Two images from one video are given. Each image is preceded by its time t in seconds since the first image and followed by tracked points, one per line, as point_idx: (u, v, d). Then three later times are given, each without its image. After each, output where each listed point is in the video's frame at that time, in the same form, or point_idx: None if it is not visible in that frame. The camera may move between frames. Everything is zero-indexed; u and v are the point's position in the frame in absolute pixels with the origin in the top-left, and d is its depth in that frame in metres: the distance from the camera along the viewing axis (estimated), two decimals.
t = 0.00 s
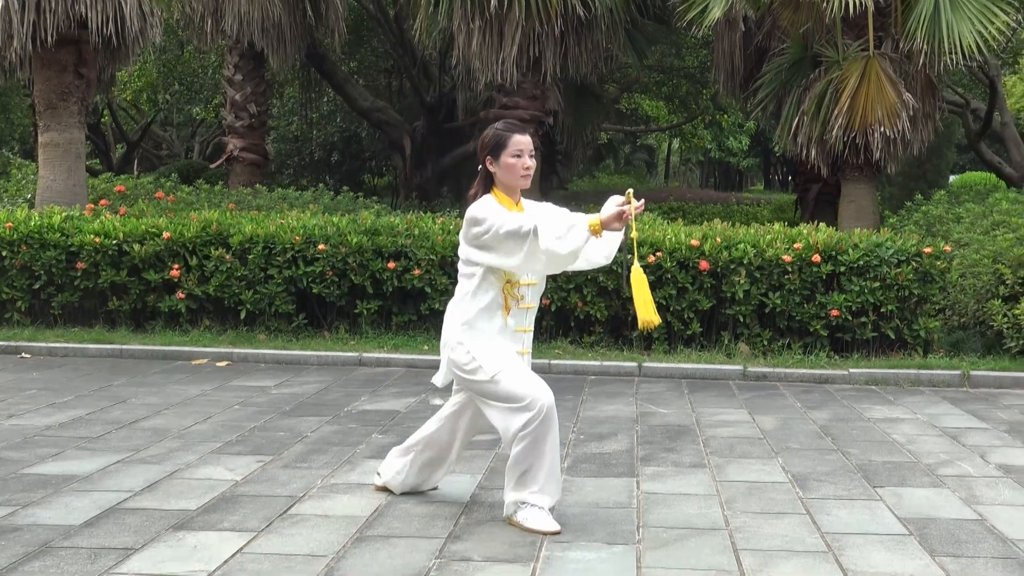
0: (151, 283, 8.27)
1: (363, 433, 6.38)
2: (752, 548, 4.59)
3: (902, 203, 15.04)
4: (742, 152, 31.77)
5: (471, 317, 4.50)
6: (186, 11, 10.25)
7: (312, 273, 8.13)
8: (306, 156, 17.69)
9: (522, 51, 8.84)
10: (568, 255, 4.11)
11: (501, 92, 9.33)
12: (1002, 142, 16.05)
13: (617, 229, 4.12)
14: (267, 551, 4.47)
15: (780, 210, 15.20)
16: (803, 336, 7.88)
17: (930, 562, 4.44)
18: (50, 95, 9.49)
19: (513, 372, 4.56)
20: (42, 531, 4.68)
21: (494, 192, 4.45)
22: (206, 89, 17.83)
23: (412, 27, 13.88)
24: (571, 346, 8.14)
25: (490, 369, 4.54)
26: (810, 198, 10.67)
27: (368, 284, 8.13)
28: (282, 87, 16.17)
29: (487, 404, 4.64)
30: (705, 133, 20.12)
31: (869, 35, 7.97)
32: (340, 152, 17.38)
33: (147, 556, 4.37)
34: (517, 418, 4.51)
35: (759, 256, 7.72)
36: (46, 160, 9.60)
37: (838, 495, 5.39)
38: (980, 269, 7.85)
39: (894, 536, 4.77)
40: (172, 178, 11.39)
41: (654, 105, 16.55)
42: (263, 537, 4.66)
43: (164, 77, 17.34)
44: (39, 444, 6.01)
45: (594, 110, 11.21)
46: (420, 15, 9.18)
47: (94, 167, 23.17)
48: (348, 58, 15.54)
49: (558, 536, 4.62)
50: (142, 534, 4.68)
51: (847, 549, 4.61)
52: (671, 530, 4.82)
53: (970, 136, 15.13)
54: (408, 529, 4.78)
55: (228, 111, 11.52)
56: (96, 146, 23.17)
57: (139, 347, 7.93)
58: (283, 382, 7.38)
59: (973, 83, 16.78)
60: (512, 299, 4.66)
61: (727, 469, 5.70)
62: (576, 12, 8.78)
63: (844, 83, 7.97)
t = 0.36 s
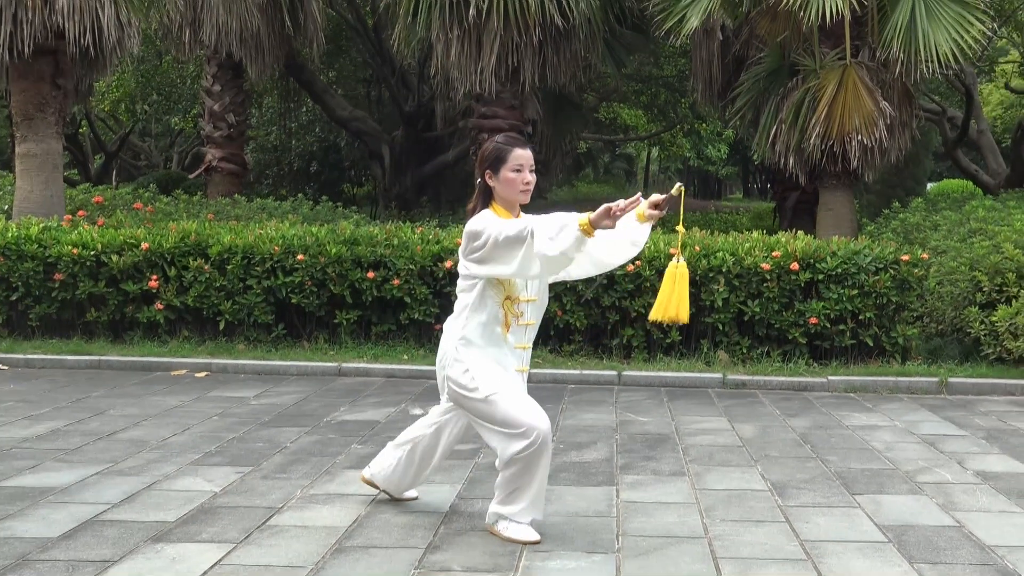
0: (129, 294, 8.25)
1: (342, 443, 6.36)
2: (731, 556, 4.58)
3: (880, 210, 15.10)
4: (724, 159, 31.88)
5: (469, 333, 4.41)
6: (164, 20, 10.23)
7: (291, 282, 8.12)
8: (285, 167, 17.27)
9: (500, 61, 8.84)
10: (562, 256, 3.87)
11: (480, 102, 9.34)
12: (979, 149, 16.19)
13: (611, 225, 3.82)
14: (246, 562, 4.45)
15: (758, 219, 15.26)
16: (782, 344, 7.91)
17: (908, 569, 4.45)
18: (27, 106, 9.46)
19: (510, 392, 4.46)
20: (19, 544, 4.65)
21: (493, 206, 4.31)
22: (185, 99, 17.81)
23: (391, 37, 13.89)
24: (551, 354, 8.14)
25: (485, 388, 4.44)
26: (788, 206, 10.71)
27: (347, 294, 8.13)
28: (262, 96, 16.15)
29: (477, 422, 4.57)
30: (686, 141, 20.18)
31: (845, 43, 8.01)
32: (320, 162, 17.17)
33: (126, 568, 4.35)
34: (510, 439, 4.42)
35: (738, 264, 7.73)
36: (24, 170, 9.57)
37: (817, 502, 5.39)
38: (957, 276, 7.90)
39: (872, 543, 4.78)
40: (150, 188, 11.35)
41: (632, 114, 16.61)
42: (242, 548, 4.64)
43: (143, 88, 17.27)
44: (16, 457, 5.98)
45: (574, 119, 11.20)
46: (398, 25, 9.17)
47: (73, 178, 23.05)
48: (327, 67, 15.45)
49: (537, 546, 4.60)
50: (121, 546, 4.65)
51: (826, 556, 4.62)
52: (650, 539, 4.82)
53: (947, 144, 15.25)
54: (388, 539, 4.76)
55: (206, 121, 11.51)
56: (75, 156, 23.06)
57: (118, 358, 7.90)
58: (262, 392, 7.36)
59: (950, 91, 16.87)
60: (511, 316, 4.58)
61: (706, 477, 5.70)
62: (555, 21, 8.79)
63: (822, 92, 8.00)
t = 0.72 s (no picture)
0: (110, 296, 8.22)
1: (325, 445, 6.34)
2: (713, 556, 4.58)
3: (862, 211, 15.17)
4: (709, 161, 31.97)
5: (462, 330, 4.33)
6: (145, 23, 10.20)
7: (273, 285, 8.11)
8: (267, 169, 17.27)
9: (482, 62, 8.84)
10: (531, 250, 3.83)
11: (462, 103, 9.34)
12: (959, 150, 16.31)
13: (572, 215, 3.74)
14: (227, 564, 4.43)
15: (740, 220, 15.30)
16: (764, 345, 7.93)
17: (889, 567, 4.46)
18: (7, 108, 9.43)
19: (508, 388, 4.40)
20: None
21: (480, 194, 4.28)
22: (167, 101, 17.75)
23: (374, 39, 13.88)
24: (533, 356, 8.14)
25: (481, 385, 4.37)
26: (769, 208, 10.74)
27: (329, 296, 8.12)
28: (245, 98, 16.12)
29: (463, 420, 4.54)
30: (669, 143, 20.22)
31: (826, 45, 8.04)
32: (302, 164, 17.13)
33: (106, 571, 4.33)
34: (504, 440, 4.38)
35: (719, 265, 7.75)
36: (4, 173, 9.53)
37: (798, 502, 5.40)
38: (938, 276, 7.94)
39: (853, 542, 4.79)
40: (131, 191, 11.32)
41: (615, 116, 16.65)
42: (223, 550, 4.63)
43: (124, 90, 17.20)
44: None
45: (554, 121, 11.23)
46: (379, 26, 9.17)
47: (54, 180, 22.95)
48: (308, 70, 15.42)
49: (519, 547, 4.60)
50: (102, 549, 4.63)
51: (807, 555, 4.62)
52: (632, 539, 4.82)
53: (928, 145, 15.37)
54: (370, 541, 4.76)
55: (188, 123, 11.48)
56: (57, 159, 22.95)
57: (99, 361, 7.87)
58: (244, 395, 7.34)
59: (932, 93, 16.94)
60: (504, 305, 4.49)
61: (688, 478, 5.70)
62: (536, 22, 8.79)
63: (803, 93, 8.03)
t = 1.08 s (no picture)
0: (94, 294, 8.20)
1: (309, 444, 6.33)
2: (697, 555, 4.59)
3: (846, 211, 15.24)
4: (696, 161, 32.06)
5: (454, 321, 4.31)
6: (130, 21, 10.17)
7: (258, 283, 8.10)
8: (252, 167, 17.16)
9: (467, 61, 8.83)
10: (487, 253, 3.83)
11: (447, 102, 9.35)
12: (943, 151, 16.39)
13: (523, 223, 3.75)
14: (211, 563, 4.42)
15: (725, 220, 15.34)
16: (748, 344, 7.95)
17: (872, 565, 4.47)
18: None
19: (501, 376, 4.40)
20: None
21: (463, 176, 4.26)
22: (152, 99, 17.70)
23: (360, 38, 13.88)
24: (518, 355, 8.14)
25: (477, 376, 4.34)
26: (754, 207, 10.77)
27: (314, 294, 8.12)
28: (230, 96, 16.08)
29: (450, 414, 4.51)
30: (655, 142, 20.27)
31: (811, 45, 8.07)
32: (286, 163, 17.07)
33: (89, 570, 4.32)
34: (498, 434, 4.39)
35: (703, 264, 7.77)
36: None
37: (782, 501, 5.41)
38: (922, 276, 7.96)
39: (837, 541, 4.80)
40: (115, 189, 11.29)
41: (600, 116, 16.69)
42: (208, 549, 4.62)
43: (108, 88, 17.15)
44: None
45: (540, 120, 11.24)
46: (364, 25, 9.17)
47: (37, 178, 22.84)
48: (293, 69, 15.41)
49: (503, 545, 4.60)
50: (85, 547, 4.62)
51: (790, 554, 4.63)
52: (616, 538, 4.82)
53: (912, 146, 15.45)
54: (355, 539, 4.75)
55: (172, 121, 11.45)
56: (41, 157, 22.84)
57: (83, 359, 7.85)
58: (229, 393, 7.32)
59: (917, 94, 17.03)
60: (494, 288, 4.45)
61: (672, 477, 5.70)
62: (522, 22, 8.80)
63: (787, 94, 8.06)
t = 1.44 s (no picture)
0: (80, 296, 8.17)
1: (296, 446, 6.32)
2: (683, 557, 4.59)
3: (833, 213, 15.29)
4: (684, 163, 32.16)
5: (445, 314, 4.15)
6: (116, 22, 10.14)
7: (244, 285, 8.09)
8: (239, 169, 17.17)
9: (454, 63, 8.83)
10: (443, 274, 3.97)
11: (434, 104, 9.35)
12: (930, 152, 16.44)
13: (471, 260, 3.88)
14: (197, 566, 4.41)
15: (711, 222, 15.37)
16: (735, 346, 7.96)
17: (858, 567, 4.48)
18: None
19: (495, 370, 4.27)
20: None
21: (448, 170, 4.28)
22: (139, 100, 17.66)
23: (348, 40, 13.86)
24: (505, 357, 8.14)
25: (471, 371, 4.19)
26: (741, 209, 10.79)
27: (300, 296, 8.11)
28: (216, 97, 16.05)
29: (439, 412, 4.38)
30: (643, 144, 20.32)
31: (797, 48, 8.09)
32: (273, 164, 17.07)
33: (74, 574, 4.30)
34: (489, 431, 4.27)
35: (690, 266, 7.77)
36: None
37: (769, 503, 5.41)
38: (908, 278, 7.98)
39: (824, 543, 4.80)
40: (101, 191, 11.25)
41: (588, 117, 16.72)
42: (194, 552, 4.60)
43: (95, 89, 17.12)
44: None
45: (527, 121, 11.26)
46: (351, 27, 9.17)
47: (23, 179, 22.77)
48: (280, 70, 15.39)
49: (490, 548, 4.59)
50: (71, 551, 4.60)
51: (777, 556, 4.64)
52: (603, 540, 4.82)
53: (899, 147, 15.51)
54: (341, 542, 4.74)
55: (159, 122, 11.42)
56: (27, 157, 22.77)
57: (70, 362, 7.83)
58: (215, 396, 7.31)
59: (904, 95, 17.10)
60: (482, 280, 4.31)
61: (659, 478, 5.70)
62: (509, 23, 8.80)
63: (774, 96, 8.08)
